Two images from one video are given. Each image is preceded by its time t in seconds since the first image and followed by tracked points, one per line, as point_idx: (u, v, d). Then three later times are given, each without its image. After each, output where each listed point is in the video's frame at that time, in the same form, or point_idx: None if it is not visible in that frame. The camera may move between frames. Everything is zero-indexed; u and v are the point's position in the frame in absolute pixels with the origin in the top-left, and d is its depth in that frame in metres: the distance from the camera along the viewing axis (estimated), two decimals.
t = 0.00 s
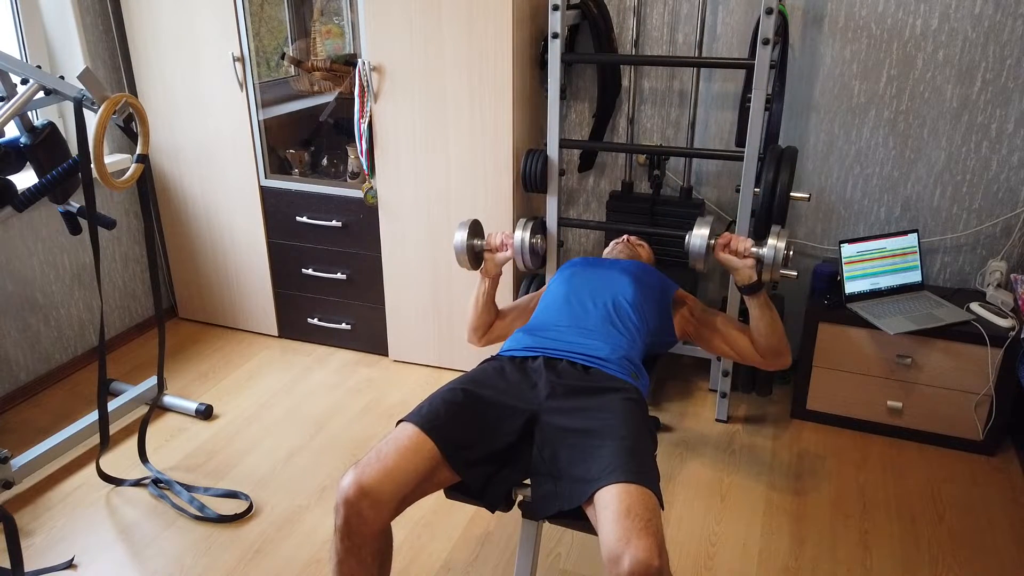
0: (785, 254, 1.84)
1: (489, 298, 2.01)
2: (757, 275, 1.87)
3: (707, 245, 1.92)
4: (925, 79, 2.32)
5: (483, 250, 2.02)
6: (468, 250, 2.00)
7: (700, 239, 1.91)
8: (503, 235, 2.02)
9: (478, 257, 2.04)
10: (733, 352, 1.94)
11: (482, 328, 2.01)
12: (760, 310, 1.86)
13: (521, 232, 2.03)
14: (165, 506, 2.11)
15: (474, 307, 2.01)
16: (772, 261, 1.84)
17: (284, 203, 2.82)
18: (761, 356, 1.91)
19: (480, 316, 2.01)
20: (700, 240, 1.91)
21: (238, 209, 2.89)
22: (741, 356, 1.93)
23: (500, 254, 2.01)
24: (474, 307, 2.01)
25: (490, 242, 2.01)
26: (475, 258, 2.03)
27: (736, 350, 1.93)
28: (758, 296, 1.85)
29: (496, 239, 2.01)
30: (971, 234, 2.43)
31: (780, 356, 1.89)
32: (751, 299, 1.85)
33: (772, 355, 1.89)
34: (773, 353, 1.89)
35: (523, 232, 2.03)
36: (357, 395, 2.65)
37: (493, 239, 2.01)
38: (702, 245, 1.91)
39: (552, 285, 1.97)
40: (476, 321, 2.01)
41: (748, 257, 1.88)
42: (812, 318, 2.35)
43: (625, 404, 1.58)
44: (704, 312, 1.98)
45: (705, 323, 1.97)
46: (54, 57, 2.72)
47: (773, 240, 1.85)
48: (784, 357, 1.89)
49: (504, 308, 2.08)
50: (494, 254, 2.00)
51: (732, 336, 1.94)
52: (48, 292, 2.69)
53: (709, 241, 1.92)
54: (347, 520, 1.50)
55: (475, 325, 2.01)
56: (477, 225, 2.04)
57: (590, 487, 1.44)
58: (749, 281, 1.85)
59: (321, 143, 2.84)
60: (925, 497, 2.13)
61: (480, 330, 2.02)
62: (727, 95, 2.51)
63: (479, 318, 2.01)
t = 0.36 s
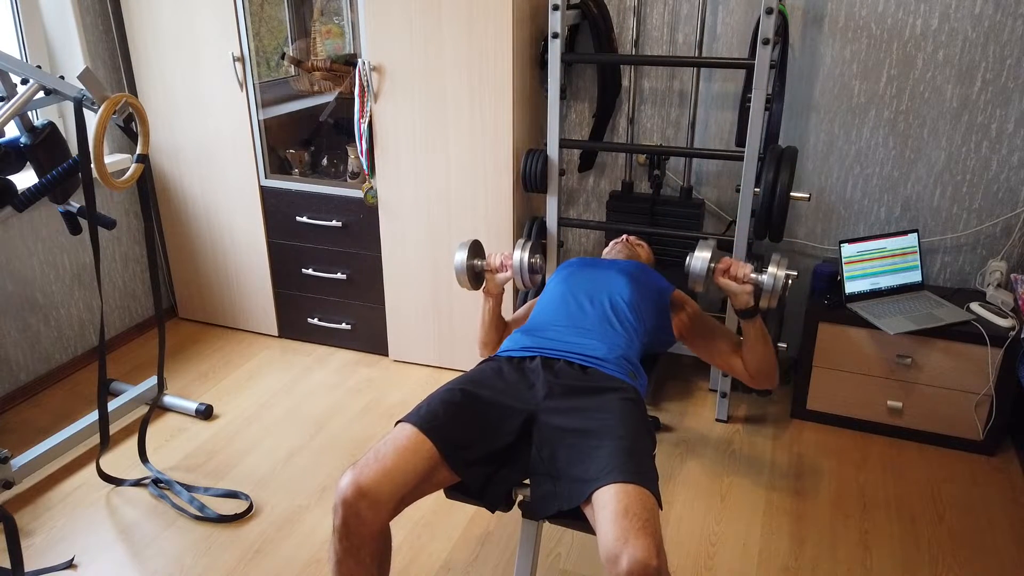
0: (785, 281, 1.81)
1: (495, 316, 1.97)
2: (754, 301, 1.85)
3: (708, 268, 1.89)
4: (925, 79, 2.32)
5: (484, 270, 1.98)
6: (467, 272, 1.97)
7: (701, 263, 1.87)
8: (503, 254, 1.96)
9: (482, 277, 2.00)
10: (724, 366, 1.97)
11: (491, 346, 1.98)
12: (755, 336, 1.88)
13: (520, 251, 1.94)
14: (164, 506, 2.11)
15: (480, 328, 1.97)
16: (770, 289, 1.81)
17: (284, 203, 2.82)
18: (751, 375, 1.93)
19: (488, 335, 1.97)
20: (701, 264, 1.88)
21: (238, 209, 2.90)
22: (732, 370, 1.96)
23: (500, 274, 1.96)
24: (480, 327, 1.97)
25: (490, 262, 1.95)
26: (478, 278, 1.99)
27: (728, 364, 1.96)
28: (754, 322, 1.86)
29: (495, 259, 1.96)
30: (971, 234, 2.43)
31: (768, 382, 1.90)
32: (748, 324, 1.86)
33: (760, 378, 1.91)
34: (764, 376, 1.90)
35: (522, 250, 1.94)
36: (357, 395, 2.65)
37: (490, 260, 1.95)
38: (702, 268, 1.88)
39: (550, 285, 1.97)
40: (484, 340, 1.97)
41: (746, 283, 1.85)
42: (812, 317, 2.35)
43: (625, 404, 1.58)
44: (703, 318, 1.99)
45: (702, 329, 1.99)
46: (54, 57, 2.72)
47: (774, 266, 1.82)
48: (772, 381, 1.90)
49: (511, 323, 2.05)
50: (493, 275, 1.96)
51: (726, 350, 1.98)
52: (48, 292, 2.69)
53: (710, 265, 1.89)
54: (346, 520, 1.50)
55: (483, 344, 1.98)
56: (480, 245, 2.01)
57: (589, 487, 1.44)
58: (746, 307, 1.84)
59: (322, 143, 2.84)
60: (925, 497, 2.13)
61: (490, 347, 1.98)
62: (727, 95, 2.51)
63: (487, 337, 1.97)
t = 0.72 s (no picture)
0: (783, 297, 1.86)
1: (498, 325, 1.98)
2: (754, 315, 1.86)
3: (709, 282, 1.90)
4: (925, 79, 2.32)
5: (480, 279, 1.99)
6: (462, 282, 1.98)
7: (703, 277, 1.89)
8: (497, 262, 1.97)
9: (480, 287, 2.01)
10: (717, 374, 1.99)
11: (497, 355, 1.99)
12: (750, 348, 1.89)
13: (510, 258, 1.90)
14: (164, 506, 2.11)
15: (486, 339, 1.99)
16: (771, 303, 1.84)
17: (284, 203, 2.82)
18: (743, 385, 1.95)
19: (493, 343, 1.98)
20: (702, 278, 1.90)
21: (238, 209, 2.90)
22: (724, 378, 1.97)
23: (494, 282, 1.96)
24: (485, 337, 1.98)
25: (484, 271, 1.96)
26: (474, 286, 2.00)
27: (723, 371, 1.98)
28: (750, 335, 1.87)
29: (489, 267, 1.97)
30: (971, 234, 2.43)
31: (757, 394, 1.92)
32: (745, 337, 1.87)
33: (751, 389, 1.92)
34: (755, 388, 1.92)
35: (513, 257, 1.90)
36: (357, 395, 2.65)
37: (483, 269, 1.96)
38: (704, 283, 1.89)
39: (552, 286, 1.97)
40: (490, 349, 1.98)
41: (747, 296, 1.84)
42: (812, 317, 2.35)
43: (624, 405, 1.58)
44: (704, 323, 1.99)
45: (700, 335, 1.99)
46: (54, 57, 2.72)
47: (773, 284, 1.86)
48: (762, 394, 1.92)
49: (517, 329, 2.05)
50: (487, 284, 1.97)
51: (723, 359, 1.98)
52: (48, 292, 2.69)
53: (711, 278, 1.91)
54: (346, 520, 1.50)
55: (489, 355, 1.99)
56: (476, 254, 2.02)
57: (589, 488, 1.44)
58: (745, 321, 1.83)
59: (322, 143, 2.84)
60: (925, 497, 2.13)
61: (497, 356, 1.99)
62: (727, 95, 2.51)
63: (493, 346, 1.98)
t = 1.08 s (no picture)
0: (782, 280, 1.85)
1: (494, 318, 1.97)
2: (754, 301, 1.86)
3: (707, 270, 1.90)
4: (925, 79, 2.32)
5: (477, 272, 1.99)
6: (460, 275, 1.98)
7: (699, 266, 1.89)
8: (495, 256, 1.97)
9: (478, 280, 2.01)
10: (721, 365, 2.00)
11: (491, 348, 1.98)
12: (752, 335, 1.88)
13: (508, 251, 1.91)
14: (164, 506, 2.11)
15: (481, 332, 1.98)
16: (769, 286, 1.84)
17: (284, 203, 2.82)
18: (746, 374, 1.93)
19: (489, 336, 1.97)
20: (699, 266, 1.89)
21: (238, 209, 2.90)
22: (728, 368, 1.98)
23: (491, 274, 1.96)
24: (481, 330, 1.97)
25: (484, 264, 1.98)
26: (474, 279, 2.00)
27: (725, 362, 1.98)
28: (753, 320, 1.86)
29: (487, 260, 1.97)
30: (971, 234, 2.43)
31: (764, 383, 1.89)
32: (747, 323, 1.86)
33: (756, 378, 1.90)
34: (759, 377, 1.90)
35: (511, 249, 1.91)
36: (357, 395, 2.64)
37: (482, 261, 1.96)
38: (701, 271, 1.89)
39: (551, 283, 1.97)
40: (485, 341, 1.98)
41: (745, 282, 1.83)
42: (812, 317, 2.35)
43: (624, 404, 1.58)
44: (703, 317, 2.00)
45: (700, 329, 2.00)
46: (54, 57, 2.72)
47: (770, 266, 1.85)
48: (769, 381, 1.90)
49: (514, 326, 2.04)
50: (485, 276, 1.97)
51: (725, 348, 1.99)
52: (48, 292, 2.69)
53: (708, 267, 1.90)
54: (346, 520, 1.50)
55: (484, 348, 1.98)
56: (475, 247, 2.02)
57: (588, 487, 1.44)
58: (745, 307, 1.82)
59: (322, 143, 2.84)
60: (925, 497, 2.13)
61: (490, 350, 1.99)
62: (727, 95, 2.51)
63: (488, 339, 1.97)
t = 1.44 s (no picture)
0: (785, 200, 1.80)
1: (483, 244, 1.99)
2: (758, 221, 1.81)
3: (707, 194, 1.87)
4: (925, 79, 2.32)
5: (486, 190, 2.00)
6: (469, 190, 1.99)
7: (700, 188, 1.85)
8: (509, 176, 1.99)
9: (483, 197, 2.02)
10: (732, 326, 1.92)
11: (469, 275, 1.99)
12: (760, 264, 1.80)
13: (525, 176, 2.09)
14: (164, 506, 2.11)
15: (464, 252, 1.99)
16: (773, 209, 1.80)
17: (284, 203, 2.82)
18: (759, 315, 1.85)
19: (473, 262, 1.98)
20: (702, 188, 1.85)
21: (238, 209, 2.90)
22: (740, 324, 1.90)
23: (503, 195, 1.98)
24: (467, 252, 1.98)
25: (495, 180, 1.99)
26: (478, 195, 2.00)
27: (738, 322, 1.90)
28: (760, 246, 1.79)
29: (501, 179, 1.98)
30: (971, 234, 2.43)
31: (779, 315, 1.82)
32: (754, 251, 1.79)
33: (771, 313, 1.82)
34: (775, 312, 1.82)
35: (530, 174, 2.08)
36: (357, 395, 2.64)
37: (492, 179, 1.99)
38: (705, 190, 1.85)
39: (554, 283, 1.98)
40: (467, 266, 1.98)
41: (748, 203, 1.81)
42: (812, 317, 2.35)
43: (625, 404, 1.58)
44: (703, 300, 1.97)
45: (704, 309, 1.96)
46: (54, 57, 2.72)
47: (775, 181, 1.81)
48: (784, 311, 1.83)
49: (492, 274, 2.04)
50: (495, 195, 1.98)
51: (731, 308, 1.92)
52: (48, 292, 2.69)
53: (708, 189, 1.86)
54: (347, 519, 1.49)
55: (464, 271, 1.99)
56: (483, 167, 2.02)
57: (588, 487, 1.44)
58: (749, 231, 1.79)
59: (322, 143, 2.85)
60: (925, 497, 2.13)
61: (468, 279, 2.00)
62: (727, 95, 2.51)
63: (470, 263, 1.98)
